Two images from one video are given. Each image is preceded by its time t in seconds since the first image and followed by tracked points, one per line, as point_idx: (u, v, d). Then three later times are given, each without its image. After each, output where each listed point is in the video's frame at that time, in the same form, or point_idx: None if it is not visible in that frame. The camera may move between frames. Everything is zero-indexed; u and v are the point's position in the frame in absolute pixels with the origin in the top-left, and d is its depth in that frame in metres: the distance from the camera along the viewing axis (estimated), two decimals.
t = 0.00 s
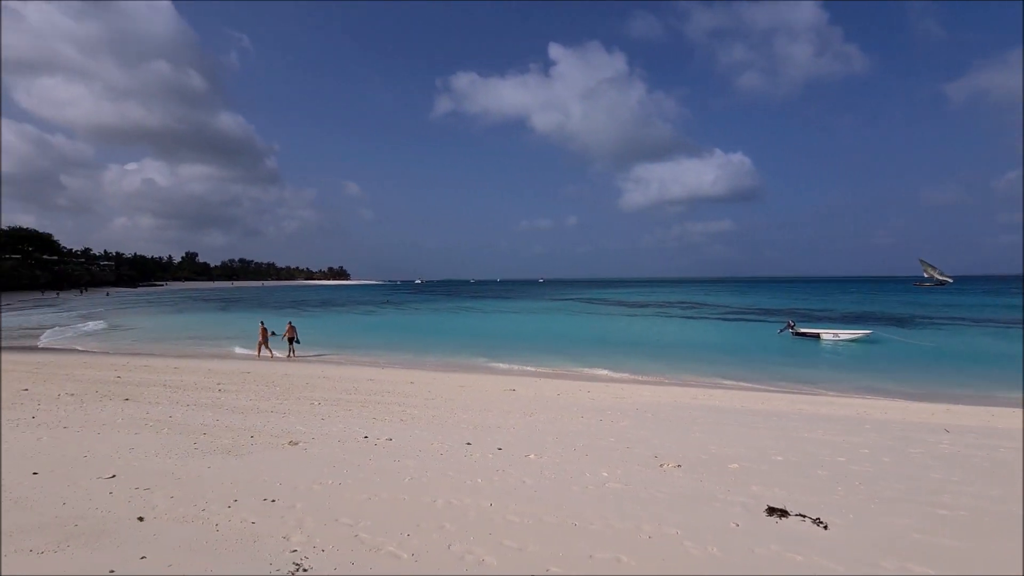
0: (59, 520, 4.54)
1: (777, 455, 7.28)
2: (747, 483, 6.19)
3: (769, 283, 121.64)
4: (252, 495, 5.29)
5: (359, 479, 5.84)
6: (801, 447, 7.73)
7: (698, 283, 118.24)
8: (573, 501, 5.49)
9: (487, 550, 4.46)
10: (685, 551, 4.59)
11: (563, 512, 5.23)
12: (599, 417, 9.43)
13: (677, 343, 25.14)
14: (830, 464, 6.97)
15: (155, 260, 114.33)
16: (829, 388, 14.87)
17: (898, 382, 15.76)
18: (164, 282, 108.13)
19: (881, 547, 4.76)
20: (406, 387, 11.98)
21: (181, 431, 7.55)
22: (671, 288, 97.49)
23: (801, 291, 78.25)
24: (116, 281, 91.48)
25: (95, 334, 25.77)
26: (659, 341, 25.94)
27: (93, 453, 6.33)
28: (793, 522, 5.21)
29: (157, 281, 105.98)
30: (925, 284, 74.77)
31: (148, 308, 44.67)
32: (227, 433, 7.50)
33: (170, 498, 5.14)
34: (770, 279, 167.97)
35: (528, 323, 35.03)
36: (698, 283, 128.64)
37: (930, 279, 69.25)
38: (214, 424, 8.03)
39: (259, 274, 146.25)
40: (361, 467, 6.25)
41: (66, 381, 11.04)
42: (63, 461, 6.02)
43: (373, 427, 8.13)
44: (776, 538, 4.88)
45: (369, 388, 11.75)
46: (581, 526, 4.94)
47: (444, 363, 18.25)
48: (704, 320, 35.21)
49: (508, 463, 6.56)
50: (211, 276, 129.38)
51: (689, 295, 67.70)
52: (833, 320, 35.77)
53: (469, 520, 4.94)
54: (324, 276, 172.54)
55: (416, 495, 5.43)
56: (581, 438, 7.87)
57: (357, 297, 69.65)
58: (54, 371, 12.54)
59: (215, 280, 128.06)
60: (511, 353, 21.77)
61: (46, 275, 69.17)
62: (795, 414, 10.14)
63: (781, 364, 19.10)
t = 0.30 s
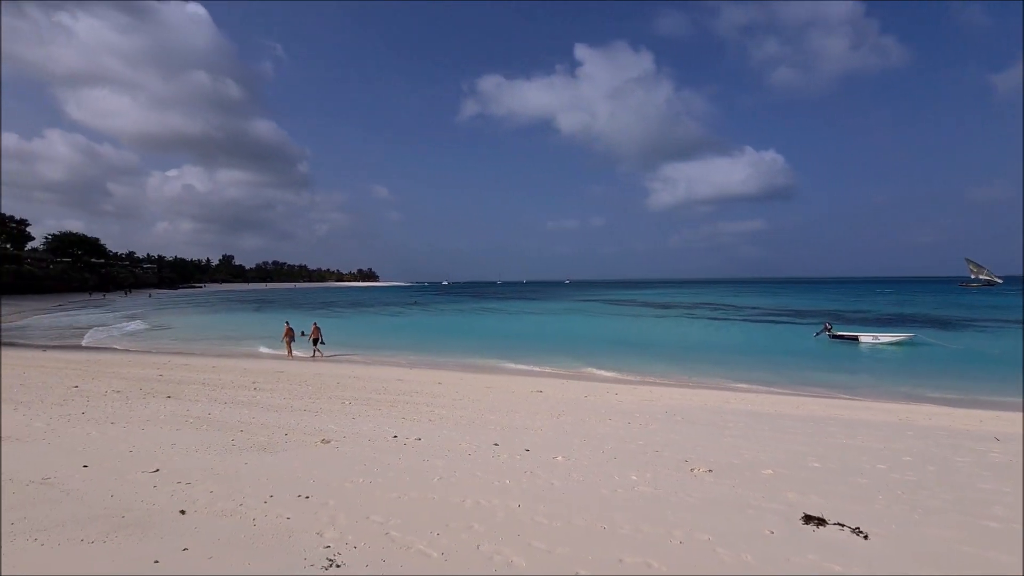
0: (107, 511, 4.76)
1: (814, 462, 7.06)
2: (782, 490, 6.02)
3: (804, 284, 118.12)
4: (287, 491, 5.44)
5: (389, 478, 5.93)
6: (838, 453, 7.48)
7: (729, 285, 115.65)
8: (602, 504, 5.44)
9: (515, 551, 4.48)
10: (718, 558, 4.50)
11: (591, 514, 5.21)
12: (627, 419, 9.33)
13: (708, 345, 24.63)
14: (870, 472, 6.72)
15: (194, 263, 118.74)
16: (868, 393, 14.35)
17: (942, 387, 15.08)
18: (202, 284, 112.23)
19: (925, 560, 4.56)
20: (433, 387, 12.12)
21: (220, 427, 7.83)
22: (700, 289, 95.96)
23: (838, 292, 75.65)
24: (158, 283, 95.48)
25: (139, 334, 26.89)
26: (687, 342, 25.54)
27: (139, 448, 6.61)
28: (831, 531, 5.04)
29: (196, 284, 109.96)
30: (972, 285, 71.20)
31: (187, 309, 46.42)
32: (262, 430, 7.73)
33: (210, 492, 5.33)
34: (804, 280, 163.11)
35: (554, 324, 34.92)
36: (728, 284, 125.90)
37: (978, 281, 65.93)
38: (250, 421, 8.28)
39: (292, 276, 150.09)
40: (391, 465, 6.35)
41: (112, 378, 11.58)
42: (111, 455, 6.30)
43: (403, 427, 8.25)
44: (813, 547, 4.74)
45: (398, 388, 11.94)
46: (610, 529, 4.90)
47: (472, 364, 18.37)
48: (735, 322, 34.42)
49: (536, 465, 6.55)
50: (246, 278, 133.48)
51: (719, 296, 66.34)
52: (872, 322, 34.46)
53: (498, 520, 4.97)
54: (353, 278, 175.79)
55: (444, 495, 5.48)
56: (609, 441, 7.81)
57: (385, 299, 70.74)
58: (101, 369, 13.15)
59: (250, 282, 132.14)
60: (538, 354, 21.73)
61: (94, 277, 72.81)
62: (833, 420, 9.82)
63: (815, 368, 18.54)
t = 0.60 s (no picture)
0: (154, 503, 4.97)
1: (854, 470, 6.81)
2: (821, 498, 5.83)
3: (842, 285, 114.15)
4: (322, 487, 5.57)
5: (419, 477, 5.99)
6: (881, 461, 7.19)
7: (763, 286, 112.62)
8: (632, 509, 5.36)
9: (545, 552, 4.47)
10: (754, 566, 4.39)
11: (622, 517, 5.16)
12: (658, 423, 9.20)
13: (739, 347, 24.08)
14: (916, 481, 6.44)
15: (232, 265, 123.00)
16: (911, 398, 13.78)
17: (993, 394, 14.34)
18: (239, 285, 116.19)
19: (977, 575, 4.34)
20: (462, 387, 12.23)
21: (258, 424, 8.09)
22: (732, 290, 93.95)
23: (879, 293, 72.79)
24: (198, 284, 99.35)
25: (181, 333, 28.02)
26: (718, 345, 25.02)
27: (182, 443, 6.88)
28: (874, 542, 4.85)
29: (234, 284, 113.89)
30: None
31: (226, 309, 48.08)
32: (298, 428, 7.94)
33: (249, 487, 5.51)
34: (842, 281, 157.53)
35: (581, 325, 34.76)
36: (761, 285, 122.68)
37: None
38: (286, 419, 8.52)
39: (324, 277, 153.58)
40: (421, 464, 6.43)
41: (157, 375, 12.11)
42: (157, 449, 6.58)
43: (433, 426, 8.34)
44: (855, 558, 4.57)
45: (427, 387, 12.09)
46: (640, 533, 4.85)
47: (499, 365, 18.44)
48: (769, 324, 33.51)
49: (566, 466, 6.53)
50: (281, 279, 137.32)
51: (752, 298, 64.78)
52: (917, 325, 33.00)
53: (527, 521, 4.97)
54: (383, 279, 178.86)
55: (475, 495, 5.51)
56: (639, 444, 7.71)
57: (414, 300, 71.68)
58: (146, 366, 13.74)
59: (284, 283, 136.05)
60: (564, 356, 21.67)
61: (140, 279, 76.25)
62: (874, 426, 9.46)
63: (854, 372, 17.88)
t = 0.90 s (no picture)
0: (194, 495, 5.16)
1: (897, 478, 6.54)
2: (861, 507, 5.62)
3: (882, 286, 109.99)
4: (354, 484, 5.69)
5: (448, 476, 6.05)
6: (926, 470, 6.89)
7: (797, 287, 109.40)
8: (663, 513, 5.28)
9: (574, 554, 4.45)
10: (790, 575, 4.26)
11: (651, 521, 5.09)
12: (688, 426, 9.05)
13: (773, 350, 23.48)
14: (964, 491, 6.16)
15: (266, 266, 126.72)
16: (957, 404, 13.18)
17: None
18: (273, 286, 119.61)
19: None
20: (490, 388, 12.30)
21: (292, 421, 8.32)
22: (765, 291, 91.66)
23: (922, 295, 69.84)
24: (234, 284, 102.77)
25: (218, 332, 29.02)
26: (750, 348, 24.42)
27: (220, 438, 7.12)
28: (918, 554, 4.65)
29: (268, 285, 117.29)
30: None
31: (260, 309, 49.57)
32: (330, 425, 8.12)
33: (283, 482, 5.66)
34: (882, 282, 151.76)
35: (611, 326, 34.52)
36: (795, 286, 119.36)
37: None
38: (319, 416, 8.72)
39: (353, 278, 156.51)
40: (449, 463, 6.49)
41: (197, 372, 12.59)
42: (197, 443, 6.84)
43: (461, 426, 8.42)
44: (897, 571, 4.39)
45: (455, 387, 12.21)
46: (670, 538, 4.77)
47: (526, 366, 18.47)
48: (804, 326, 32.52)
49: (594, 469, 6.48)
50: (312, 280, 140.64)
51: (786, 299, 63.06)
52: (964, 328, 31.48)
53: (555, 523, 4.95)
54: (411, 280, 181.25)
55: (503, 495, 5.53)
56: (669, 447, 7.60)
57: (441, 300, 72.37)
58: (188, 364, 14.30)
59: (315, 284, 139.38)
60: (593, 357, 21.59)
61: (180, 279, 79.31)
62: (919, 433, 9.09)
63: (895, 376, 17.19)
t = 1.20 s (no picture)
0: (231, 489, 5.33)
1: (940, 487, 6.26)
2: (902, 516, 5.40)
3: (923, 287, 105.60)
4: (383, 481, 5.78)
5: (475, 475, 6.08)
6: (972, 479, 6.58)
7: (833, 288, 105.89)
8: (693, 517, 5.19)
9: (601, 557, 4.41)
10: None
11: (681, 526, 5.01)
12: (718, 429, 8.87)
13: (807, 352, 22.86)
14: (1014, 502, 5.85)
15: (297, 267, 129.89)
16: (1007, 411, 12.53)
17: None
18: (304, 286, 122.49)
19: None
20: (516, 388, 12.31)
21: (323, 418, 8.50)
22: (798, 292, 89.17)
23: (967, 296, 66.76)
24: (267, 284, 105.66)
25: (252, 330, 29.85)
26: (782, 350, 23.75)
27: (255, 434, 7.33)
28: (965, 567, 4.45)
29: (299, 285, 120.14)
30: None
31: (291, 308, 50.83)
32: (359, 423, 8.26)
33: (316, 478, 5.80)
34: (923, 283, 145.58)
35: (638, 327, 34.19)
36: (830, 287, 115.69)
37: None
38: (349, 414, 8.88)
39: (381, 279, 158.90)
40: (477, 463, 6.52)
41: (231, 370, 12.98)
42: (233, 438, 7.05)
43: (487, 425, 8.44)
44: None
45: (481, 387, 12.26)
46: (700, 543, 4.69)
47: (551, 367, 18.44)
48: (840, 328, 31.46)
49: (621, 471, 6.42)
50: (341, 280, 143.37)
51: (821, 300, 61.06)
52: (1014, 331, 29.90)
53: (582, 524, 4.94)
54: (438, 280, 183.04)
55: (530, 495, 5.54)
56: (698, 451, 7.46)
57: (467, 301, 72.85)
58: (224, 361, 14.76)
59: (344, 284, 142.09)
60: (620, 358, 21.44)
61: (216, 280, 82.02)
62: (964, 440, 8.68)
63: (938, 381, 16.45)
